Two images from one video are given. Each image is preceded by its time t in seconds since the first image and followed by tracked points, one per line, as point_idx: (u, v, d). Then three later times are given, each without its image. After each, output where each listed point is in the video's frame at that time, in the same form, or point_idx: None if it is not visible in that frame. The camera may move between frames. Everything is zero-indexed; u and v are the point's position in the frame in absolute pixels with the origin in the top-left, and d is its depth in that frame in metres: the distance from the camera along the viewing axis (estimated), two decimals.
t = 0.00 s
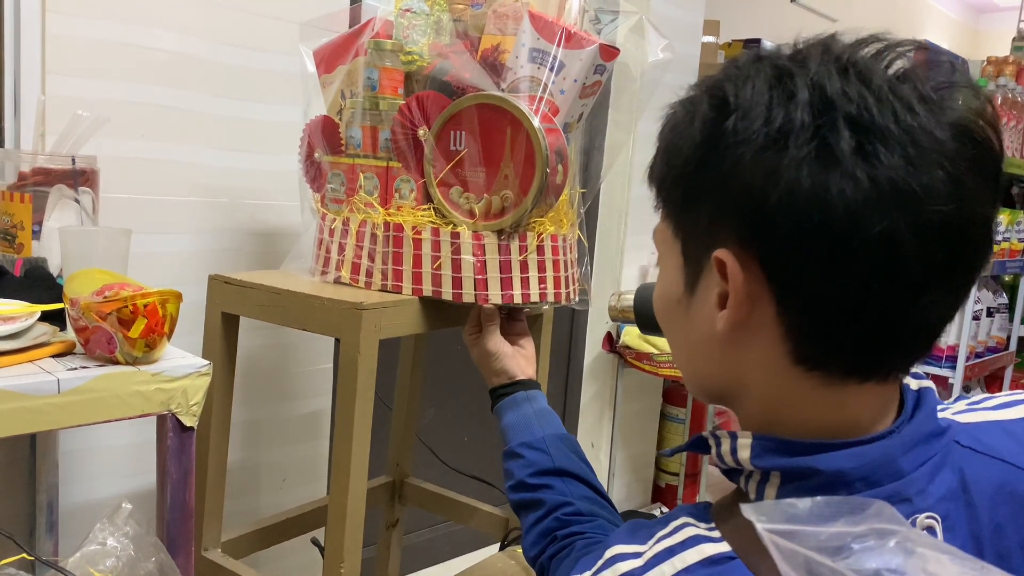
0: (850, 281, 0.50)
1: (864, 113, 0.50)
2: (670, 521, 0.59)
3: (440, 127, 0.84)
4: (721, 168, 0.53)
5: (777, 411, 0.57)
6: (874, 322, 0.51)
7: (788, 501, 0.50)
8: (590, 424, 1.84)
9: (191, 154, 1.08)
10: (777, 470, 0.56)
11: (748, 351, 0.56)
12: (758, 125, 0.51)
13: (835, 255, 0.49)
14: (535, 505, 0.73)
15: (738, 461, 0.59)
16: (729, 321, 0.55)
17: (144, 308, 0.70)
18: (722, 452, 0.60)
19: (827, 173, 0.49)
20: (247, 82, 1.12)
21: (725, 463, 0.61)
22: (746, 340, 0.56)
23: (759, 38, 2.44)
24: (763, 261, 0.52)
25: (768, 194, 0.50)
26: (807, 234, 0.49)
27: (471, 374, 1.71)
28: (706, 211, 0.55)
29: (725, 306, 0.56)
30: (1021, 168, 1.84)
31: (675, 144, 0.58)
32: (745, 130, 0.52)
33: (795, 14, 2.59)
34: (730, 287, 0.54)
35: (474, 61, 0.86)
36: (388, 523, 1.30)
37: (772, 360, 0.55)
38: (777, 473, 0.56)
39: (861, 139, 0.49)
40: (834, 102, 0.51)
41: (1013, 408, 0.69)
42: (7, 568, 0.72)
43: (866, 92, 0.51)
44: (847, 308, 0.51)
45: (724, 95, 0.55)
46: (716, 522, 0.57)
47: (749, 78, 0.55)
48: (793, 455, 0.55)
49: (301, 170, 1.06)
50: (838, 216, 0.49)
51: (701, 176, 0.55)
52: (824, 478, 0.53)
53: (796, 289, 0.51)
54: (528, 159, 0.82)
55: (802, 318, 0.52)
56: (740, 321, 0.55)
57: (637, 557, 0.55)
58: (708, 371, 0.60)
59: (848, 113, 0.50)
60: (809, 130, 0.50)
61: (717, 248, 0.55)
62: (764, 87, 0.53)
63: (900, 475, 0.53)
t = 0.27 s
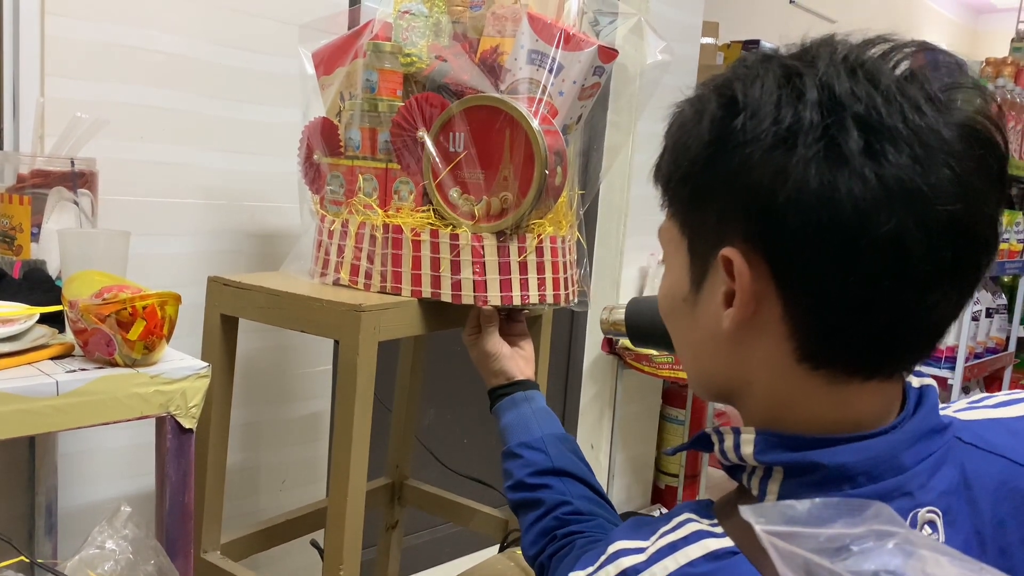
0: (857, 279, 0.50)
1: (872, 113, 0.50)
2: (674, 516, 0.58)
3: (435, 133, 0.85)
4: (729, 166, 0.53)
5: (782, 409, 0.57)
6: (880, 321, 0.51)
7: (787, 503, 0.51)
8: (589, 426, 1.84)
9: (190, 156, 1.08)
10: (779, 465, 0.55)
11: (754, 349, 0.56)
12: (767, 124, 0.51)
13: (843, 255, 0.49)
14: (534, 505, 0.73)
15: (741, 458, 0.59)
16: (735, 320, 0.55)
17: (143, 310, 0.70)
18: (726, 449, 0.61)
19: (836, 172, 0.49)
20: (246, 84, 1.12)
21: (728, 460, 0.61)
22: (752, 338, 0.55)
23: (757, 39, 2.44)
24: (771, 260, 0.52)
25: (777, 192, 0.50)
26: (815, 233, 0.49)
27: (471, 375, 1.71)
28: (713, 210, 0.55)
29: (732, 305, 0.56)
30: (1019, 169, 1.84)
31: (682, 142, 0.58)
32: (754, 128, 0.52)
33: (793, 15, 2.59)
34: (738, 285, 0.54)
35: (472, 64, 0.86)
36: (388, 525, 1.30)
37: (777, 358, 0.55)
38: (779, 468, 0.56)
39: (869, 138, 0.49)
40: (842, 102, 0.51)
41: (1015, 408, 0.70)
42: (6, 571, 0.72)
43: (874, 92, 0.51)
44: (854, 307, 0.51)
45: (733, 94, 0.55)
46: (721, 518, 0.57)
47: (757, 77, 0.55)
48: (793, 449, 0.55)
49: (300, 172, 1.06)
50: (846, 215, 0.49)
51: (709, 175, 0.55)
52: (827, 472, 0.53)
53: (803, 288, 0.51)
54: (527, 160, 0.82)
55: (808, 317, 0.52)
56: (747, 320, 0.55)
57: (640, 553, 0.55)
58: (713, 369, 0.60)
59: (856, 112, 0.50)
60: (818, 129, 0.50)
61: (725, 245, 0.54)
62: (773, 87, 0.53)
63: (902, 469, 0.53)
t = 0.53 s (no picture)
0: (859, 280, 0.50)
1: (873, 115, 0.50)
2: (671, 514, 0.58)
3: (437, 132, 0.85)
4: (730, 169, 0.53)
5: (781, 409, 0.57)
6: (882, 321, 0.51)
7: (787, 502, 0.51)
8: (589, 426, 1.84)
9: (190, 157, 1.08)
10: (776, 462, 0.55)
11: (754, 351, 0.56)
12: (769, 126, 0.51)
13: (845, 256, 0.49)
14: (534, 503, 0.73)
15: (738, 456, 0.59)
16: (737, 321, 0.55)
17: (143, 311, 0.70)
18: (723, 448, 0.61)
19: (838, 175, 0.49)
20: (245, 85, 1.12)
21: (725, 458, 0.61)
22: (752, 339, 0.55)
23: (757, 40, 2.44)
24: (772, 261, 0.52)
25: (780, 195, 0.50)
26: (817, 234, 0.49)
27: (470, 376, 1.71)
28: (713, 212, 0.55)
29: (734, 306, 0.55)
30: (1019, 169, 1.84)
31: (682, 145, 0.57)
32: (755, 131, 0.52)
33: (793, 16, 2.59)
34: (740, 287, 0.54)
35: (472, 65, 0.86)
36: (388, 526, 1.30)
37: (778, 359, 0.55)
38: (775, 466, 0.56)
39: (870, 140, 0.49)
40: (843, 104, 0.51)
41: (1010, 406, 0.70)
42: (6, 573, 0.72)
43: (874, 94, 0.52)
44: (856, 308, 0.51)
45: (733, 96, 0.55)
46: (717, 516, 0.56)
47: (758, 79, 0.55)
48: (790, 447, 0.55)
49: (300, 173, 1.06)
50: (849, 217, 0.49)
51: (710, 177, 0.54)
52: (823, 470, 0.53)
53: (805, 289, 0.51)
54: (526, 162, 0.83)
55: (809, 319, 0.52)
56: (748, 321, 0.55)
57: (638, 550, 0.54)
58: (712, 370, 0.60)
59: (857, 114, 0.50)
60: (819, 131, 0.50)
61: (726, 247, 0.54)
62: (774, 89, 0.53)
63: (896, 466, 0.53)
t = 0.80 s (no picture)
0: (861, 288, 0.50)
1: (876, 122, 0.50)
2: (665, 516, 0.59)
3: (437, 131, 0.84)
4: (731, 176, 0.52)
5: (778, 413, 0.57)
6: (883, 327, 0.52)
7: (788, 503, 0.51)
8: (589, 426, 1.84)
9: (190, 157, 1.08)
10: (769, 467, 0.56)
11: (752, 357, 0.55)
12: (771, 134, 0.51)
13: (849, 265, 0.49)
14: (533, 501, 0.73)
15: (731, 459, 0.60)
16: (735, 330, 0.55)
17: (143, 311, 0.70)
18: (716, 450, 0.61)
19: (841, 183, 0.48)
20: (245, 85, 1.12)
21: (719, 460, 0.62)
22: (749, 347, 0.55)
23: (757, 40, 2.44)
24: (771, 268, 0.51)
25: (782, 203, 0.50)
26: (818, 244, 0.49)
27: (470, 376, 1.71)
28: (712, 219, 0.54)
29: (732, 315, 0.55)
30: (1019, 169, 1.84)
31: (679, 150, 0.57)
32: (758, 138, 0.51)
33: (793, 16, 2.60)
34: (739, 296, 0.53)
35: (472, 64, 0.86)
36: (387, 526, 1.30)
37: (776, 366, 0.55)
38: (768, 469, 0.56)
39: (873, 148, 0.49)
40: (846, 111, 0.51)
41: (1004, 405, 0.70)
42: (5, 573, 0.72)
43: (876, 100, 0.51)
44: (856, 315, 0.51)
45: (732, 102, 0.54)
46: (712, 517, 0.57)
47: (757, 84, 0.54)
48: (783, 450, 0.55)
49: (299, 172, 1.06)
50: (852, 226, 0.49)
51: (709, 184, 0.54)
52: (816, 473, 0.53)
53: (806, 296, 0.51)
54: (526, 163, 0.83)
55: (808, 325, 0.52)
56: (746, 330, 0.54)
57: (632, 552, 0.55)
58: (707, 375, 0.59)
59: (860, 122, 0.50)
60: (823, 140, 0.49)
61: (721, 258, 0.54)
62: (775, 96, 0.53)
63: (889, 468, 0.53)
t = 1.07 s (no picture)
0: (858, 299, 0.50)
1: (876, 131, 0.50)
2: (659, 523, 0.59)
3: (437, 130, 0.84)
4: (728, 184, 0.52)
5: (770, 418, 0.57)
6: (881, 337, 0.51)
7: (789, 502, 0.51)
8: (588, 426, 1.84)
9: (189, 156, 1.08)
10: (761, 476, 0.56)
11: (745, 363, 0.56)
12: (771, 143, 0.50)
13: (848, 276, 0.49)
14: (532, 500, 0.73)
15: (722, 466, 0.60)
16: (728, 339, 0.55)
17: (142, 310, 0.70)
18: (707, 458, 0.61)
19: (841, 194, 0.48)
20: (246, 84, 1.12)
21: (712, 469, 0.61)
22: (743, 355, 0.55)
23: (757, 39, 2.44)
24: (767, 276, 0.51)
25: (781, 213, 0.49)
26: (817, 255, 0.49)
27: (469, 376, 1.71)
28: (708, 225, 0.54)
29: (723, 325, 0.55)
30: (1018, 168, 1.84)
31: (674, 153, 0.56)
32: (757, 147, 0.51)
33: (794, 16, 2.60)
34: (732, 305, 0.53)
35: (472, 63, 0.86)
36: (387, 526, 1.30)
37: (769, 373, 0.55)
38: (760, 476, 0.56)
39: (873, 159, 0.49)
40: (846, 119, 0.50)
41: (991, 402, 0.70)
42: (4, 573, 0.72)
43: (878, 109, 0.51)
44: (854, 326, 0.51)
45: (731, 108, 0.54)
46: (704, 523, 0.56)
47: (757, 91, 0.54)
48: (773, 459, 0.56)
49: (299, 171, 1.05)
50: (851, 237, 0.49)
51: (706, 190, 0.54)
52: (805, 482, 0.53)
53: (803, 305, 0.51)
54: (525, 163, 0.83)
55: (804, 333, 0.52)
56: (738, 337, 0.54)
57: (625, 560, 0.55)
58: (700, 380, 0.59)
59: (861, 130, 0.50)
60: (824, 149, 0.49)
61: (715, 266, 0.54)
62: (775, 103, 0.52)
63: (881, 474, 0.53)
